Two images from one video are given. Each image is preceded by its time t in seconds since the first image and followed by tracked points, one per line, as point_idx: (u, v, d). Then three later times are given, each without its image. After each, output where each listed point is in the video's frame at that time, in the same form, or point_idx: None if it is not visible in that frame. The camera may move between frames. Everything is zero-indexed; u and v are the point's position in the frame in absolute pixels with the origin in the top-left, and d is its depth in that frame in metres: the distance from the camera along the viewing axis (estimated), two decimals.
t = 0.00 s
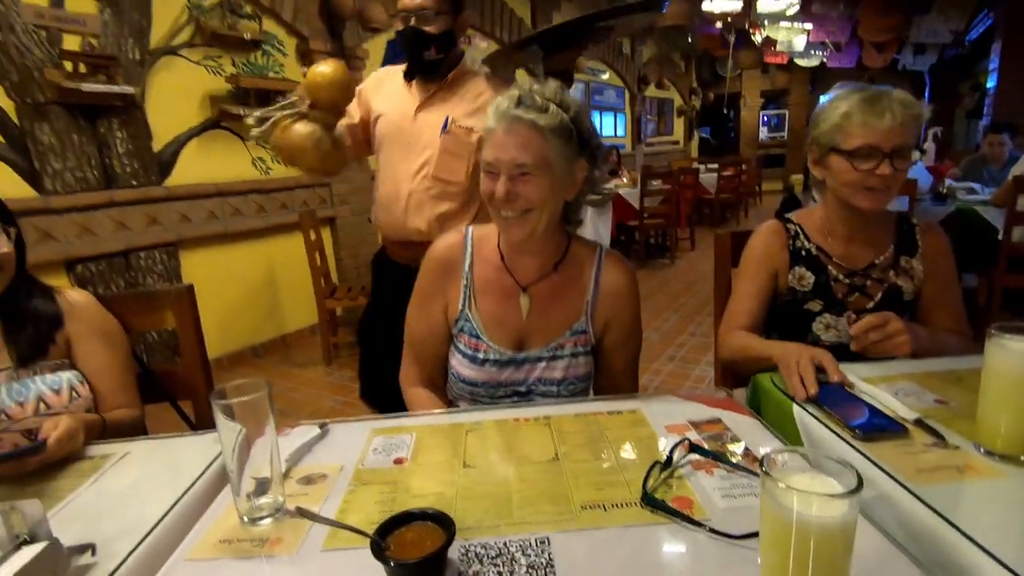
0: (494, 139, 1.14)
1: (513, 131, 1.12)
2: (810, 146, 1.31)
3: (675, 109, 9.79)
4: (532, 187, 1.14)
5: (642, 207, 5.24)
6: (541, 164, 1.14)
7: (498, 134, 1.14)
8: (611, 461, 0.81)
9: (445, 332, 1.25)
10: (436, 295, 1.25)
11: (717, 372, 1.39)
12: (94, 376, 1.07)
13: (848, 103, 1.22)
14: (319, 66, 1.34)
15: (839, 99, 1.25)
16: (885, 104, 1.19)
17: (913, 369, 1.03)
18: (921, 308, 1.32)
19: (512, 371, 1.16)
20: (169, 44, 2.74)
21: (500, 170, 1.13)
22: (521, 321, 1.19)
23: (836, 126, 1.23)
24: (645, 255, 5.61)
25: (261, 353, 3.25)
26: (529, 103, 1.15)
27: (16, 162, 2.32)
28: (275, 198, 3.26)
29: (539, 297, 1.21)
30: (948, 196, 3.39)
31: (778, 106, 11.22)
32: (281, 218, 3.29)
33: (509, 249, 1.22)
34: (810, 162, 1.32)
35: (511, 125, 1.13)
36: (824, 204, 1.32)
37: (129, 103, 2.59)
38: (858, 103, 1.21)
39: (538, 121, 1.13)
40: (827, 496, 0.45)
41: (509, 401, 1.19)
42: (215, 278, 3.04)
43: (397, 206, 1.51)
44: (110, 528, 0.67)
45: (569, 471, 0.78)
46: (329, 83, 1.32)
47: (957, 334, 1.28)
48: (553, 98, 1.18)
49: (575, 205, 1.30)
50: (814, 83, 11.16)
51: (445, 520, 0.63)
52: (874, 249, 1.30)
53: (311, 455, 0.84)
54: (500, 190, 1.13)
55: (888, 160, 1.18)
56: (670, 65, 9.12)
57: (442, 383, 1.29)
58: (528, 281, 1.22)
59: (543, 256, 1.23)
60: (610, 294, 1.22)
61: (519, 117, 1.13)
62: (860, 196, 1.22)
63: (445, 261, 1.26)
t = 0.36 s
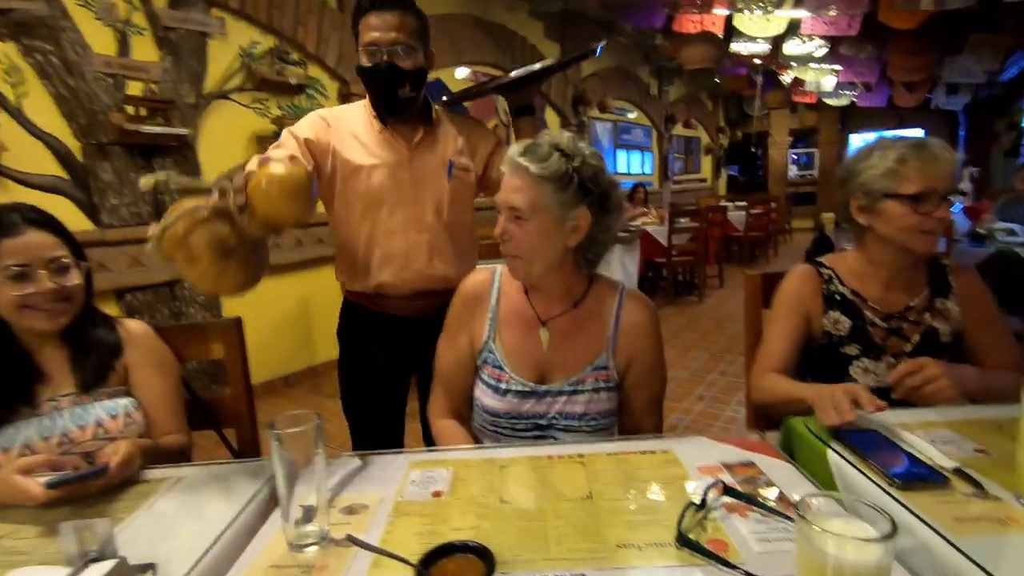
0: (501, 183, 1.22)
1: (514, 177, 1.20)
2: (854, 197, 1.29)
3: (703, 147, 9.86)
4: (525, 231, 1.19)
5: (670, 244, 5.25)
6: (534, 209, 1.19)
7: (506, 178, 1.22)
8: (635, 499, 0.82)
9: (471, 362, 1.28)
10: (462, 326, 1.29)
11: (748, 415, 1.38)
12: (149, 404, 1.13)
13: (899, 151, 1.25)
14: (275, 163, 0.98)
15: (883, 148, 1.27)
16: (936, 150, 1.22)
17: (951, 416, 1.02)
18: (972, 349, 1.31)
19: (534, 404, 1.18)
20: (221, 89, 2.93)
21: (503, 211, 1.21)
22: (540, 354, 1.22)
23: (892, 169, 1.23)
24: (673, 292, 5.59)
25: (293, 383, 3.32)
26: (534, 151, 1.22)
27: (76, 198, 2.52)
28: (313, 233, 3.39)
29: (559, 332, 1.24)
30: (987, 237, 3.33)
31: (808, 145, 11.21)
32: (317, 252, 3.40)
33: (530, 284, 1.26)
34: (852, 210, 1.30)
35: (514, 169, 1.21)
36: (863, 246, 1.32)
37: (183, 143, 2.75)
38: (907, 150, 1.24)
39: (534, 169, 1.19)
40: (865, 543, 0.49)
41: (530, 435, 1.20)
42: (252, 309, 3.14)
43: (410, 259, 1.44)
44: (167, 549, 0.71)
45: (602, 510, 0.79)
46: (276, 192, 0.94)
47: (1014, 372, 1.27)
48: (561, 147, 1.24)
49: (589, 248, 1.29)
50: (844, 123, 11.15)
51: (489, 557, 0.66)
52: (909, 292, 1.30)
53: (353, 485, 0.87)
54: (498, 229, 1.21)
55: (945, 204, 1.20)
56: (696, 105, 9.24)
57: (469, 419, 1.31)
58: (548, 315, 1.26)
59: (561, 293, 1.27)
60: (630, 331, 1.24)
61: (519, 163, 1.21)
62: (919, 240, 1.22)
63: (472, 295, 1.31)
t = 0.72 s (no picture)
0: (534, 211, 1.24)
1: (551, 206, 1.22)
2: (904, 223, 1.25)
3: (737, 166, 9.75)
4: (563, 257, 1.22)
5: (704, 263, 5.19)
6: (573, 236, 1.21)
7: (538, 206, 1.24)
8: (668, 524, 0.82)
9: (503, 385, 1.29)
10: (490, 349, 1.30)
11: (786, 438, 1.36)
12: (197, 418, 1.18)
13: (954, 176, 1.21)
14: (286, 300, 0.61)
15: (936, 172, 1.24)
16: (993, 174, 1.19)
17: (1000, 445, 0.99)
18: None
19: (565, 417, 1.19)
20: (267, 116, 3.12)
21: (538, 238, 1.22)
22: (569, 369, 1.23)
23: (945, 197, 1.20)
24: (707, 313, 5.52)
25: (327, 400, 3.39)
26: (568, 180, 1.24)
27: (131, 221, 2.64)
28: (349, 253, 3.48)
29: (585, 346, 1.25)
30: None
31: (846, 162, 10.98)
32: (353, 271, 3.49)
33: (555, 303, 1.28)
34: (901, 236, 1.27)
35: (547, 197, 1.23)
36: (909, 271, 1.29)
37: (229, 168, 2.93)
38: (962, 174, 1.20)
39: (571, 198, 1.22)
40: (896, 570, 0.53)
41: (563, 450, 1.20)
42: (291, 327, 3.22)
43: (417, 291, 1.39)
44: (215, 559, 0.74)
45: (635, 534, 0.80)
46: (276, 352, 0.57)
47: None
48: (592, 176, 1.27)
49: (613, 268, 1.31)
50: (884, 139, 10.91)
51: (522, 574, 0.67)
52: (954, 318, 1.28)
53: (388, 502, 0.90)
54: (534, 254, 1.23)
55: (1002, 228, 1.17)
56: (729, 123, 9.19)
57: (501, 440, 1.31)
58: (573, 331, 1.27)
59: (585, 309, 1.28)
60: (655, 338, 1.26)
61: (555, 192, 1.23)
62: (976, 266, 1.19)
63: (499, 318, 1.32)
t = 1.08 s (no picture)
0: (555, 227, 1.23)
1: (575, 223, 1.22)
2: (944, 240, 1.20)
3: (761, 175, 9.64)
4: (588, 274, 1.21)
5: (728, 274, 5.13)
6: (597, 254, 1.21)
7: (560, 222, 1.23)
8: (694, 541, 0.81)
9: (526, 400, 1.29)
10: (507, 363, 1.30)
11: (814, 454, 1.32)
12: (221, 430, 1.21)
13: (994, 188, 1.16)
14: (313, 369, 0.60)
15: (973, 184, 1.19)
16: None
17: None
18: None
19: (582, 432, 1.19)
20: (292, 132, 3.20)
21: (561, 255, 1.22)
22: (586, 383, 1.22)
23: (987, 211, 1.15)
24: (731, 324, 5.44)
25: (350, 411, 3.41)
26: (590, 198, 1.24)
27: (161, 236, 2.72)
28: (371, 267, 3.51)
29: (602, 360, 1.25)
30: None
31: (875, 169, 10.77)
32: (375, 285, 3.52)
33: (572, 318, 1.27)
34: (944, 254, 1.21)
35: (572, 214, 1.23)
36: (960, 291, 1.24)
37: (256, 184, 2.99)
38: (1001, 185, 1.16)
39: (596, 217, 1.21)
40: None
41: (580, 466, 1.19)
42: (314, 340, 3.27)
43: (419, 306, 1.42)
44: (236, 570, 0.76)
45: (655, 551, 0.79)
46: (297, 424, 0.57)
47: None
48: (611, 192, 1.27)
49: (630, 281, 1.32)
50: (913, 146, 10.68)
51: None
52: (1007, 338, 1.23)
53: (406, 515, 0.90)
54: (558, 272, 1.22)
55: None
56: (752, 132, 9.11)
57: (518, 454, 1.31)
58: (589, 345, 1.26)
59: (601, 323, 1.27)
60: (671, 350, 1.26)
61: (579, 209, 1.22)
62: None
63: (514, 332, 1.31)
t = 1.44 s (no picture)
0: (565, 244, 1.25)
1: (583, 235, 1.23)
2: (974, 271, 1.16)
3: (785, 186, 9.53)
4: (601, 284, 1.21)
5: (752, 287, 5.06)
6: (607, 262, 1.21)
7: (569, 238, 1.25)
8: (722, 561, 0.79)
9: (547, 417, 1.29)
10: (530, 380, 1.31)
11: (842, 473, 1.29)
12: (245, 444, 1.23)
13: None
14: (338, 398, 0.62)
15: (1004, 211, 1.12)
16: None
17: None
18: None
19: (606, 451, 1.18)
20: (316, 151, 3.27)
21: (573, 269, 1.23)
22: (610, 402, 1.22)
23: (1019, 246, 1.09)
24: (756, 337, 5.35)
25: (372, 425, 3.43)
26: (596, 210, 1.25)
27: (192, 252, 2.78)
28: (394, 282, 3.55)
29: (627, 377, 1.24)
30: None
31: (903, 179, 10.56)
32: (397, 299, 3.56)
33: (595, 334, 1.27)
34: (976, 284, 1.17)
35: (579, 227, 1.24)
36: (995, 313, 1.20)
37: (281, 202, 3.06)
38: None
39: (602, 225, 1.22)
40: None
41: (604, 485, 1.19)
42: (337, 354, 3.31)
43: (439, 321, 1.44)
44: None
45: (676, 569, 0.77)
46: (318, 452, 0.59)
47: None
48: (616, 203, 1.28)
49: (648, 293, 1.31)
50: (943, 155, 10.46)
51: None
52: None
53: (424, 530, 0.91)
54: (572, 286, 1.23)
55: None
56: (775, 143, 9.03)
57: (541, 473, 1.30)
58: (613, 363, 1.26)
59: (624, 340, 1.27)
60: (697, 366, 1.24)
61: (586, 221, 1.24)
62: None
63: (537, 350, 1.32)
